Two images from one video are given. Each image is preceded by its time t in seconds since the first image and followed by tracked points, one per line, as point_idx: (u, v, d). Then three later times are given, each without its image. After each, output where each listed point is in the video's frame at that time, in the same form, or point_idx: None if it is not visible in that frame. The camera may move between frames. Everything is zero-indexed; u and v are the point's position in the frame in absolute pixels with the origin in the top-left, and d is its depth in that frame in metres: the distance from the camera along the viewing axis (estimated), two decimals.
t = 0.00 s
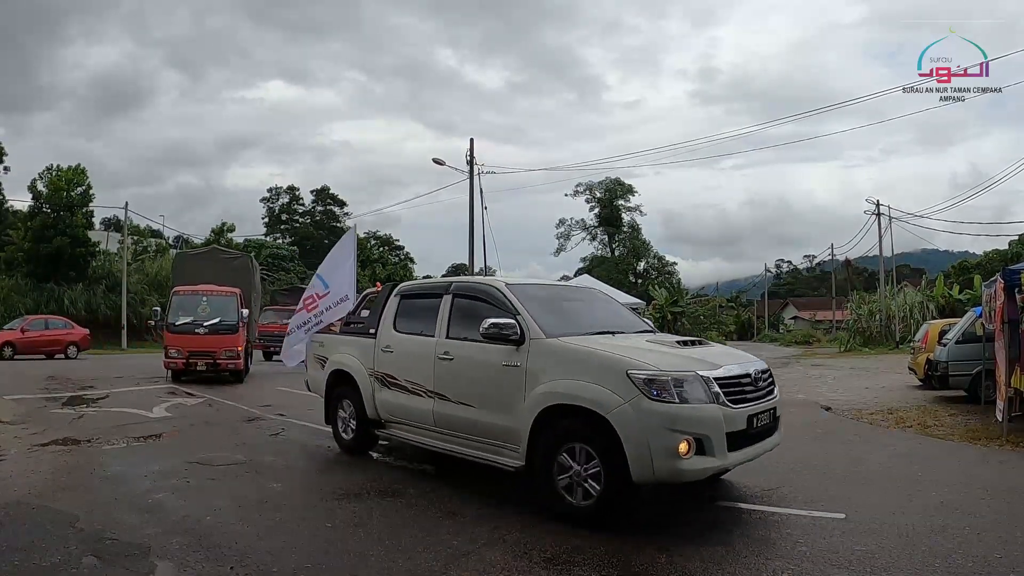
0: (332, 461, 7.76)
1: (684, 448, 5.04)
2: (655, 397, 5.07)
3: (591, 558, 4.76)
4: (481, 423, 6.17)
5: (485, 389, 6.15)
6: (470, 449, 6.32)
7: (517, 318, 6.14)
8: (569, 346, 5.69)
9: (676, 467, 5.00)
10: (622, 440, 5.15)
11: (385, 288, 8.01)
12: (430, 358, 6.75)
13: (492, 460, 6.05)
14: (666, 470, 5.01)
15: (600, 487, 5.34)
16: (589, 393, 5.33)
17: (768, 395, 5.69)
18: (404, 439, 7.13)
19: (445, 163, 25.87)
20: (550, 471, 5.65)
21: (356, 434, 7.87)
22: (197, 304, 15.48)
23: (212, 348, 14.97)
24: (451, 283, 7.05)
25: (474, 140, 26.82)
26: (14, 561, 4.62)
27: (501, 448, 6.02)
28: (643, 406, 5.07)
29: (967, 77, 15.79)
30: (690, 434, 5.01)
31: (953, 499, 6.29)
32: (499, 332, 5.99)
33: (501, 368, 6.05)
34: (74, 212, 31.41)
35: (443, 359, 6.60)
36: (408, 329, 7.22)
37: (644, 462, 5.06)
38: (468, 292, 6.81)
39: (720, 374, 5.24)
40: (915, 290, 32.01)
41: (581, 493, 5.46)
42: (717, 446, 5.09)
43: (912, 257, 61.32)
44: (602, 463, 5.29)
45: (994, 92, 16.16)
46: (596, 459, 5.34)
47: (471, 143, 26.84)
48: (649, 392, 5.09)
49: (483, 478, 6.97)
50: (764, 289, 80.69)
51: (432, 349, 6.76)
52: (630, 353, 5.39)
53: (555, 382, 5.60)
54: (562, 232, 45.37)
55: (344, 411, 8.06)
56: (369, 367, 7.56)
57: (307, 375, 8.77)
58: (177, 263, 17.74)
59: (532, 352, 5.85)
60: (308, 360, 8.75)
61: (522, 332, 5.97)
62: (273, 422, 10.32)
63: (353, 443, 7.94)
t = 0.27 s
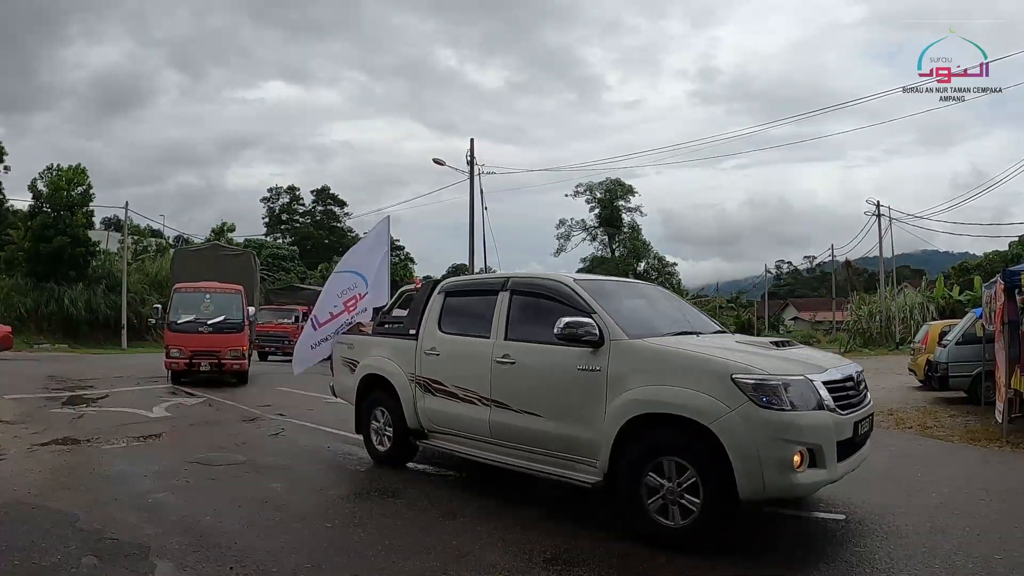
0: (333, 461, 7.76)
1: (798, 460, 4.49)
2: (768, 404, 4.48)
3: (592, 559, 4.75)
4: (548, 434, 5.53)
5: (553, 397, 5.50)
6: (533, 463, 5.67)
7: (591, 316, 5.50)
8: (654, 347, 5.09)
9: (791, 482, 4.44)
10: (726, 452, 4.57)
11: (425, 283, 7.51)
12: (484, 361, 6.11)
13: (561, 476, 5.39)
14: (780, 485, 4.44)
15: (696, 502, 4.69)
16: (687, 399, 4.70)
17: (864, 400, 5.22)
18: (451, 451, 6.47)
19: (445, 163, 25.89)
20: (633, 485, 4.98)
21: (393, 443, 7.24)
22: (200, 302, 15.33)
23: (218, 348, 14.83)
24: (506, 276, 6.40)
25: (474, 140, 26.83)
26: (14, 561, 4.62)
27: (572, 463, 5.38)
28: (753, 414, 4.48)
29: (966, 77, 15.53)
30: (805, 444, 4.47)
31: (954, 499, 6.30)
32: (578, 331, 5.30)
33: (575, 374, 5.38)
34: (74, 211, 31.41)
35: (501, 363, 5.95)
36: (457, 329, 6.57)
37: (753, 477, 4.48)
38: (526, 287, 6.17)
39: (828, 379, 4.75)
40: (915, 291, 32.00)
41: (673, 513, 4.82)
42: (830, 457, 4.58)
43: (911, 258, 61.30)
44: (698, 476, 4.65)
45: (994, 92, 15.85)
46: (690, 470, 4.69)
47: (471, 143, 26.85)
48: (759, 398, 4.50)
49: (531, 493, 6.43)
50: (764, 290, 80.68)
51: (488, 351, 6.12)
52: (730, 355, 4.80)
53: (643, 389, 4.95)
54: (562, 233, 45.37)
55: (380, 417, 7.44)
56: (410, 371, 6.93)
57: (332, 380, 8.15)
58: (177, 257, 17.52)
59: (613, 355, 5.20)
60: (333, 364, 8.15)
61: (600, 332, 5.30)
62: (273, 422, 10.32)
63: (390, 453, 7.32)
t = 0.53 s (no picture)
0: (333, 462, 7.76)
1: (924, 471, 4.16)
2: (893, 411, 4.12)
3: (591, 558, 4.76)
4: (630, 445, 5.07)
5: (636, 404, 5.04)
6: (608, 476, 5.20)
7: (681, 315, 5.03)
8: (760, 350, 4.64)
9: (920, 494, 4.10)
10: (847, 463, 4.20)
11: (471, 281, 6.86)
12: (551, 366, 5.63)
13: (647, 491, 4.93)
14: (909, 499, 4.09)
15: (809, 513, 4.32)
16: (799, 407, 4.30)
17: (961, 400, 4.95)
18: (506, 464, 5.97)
19: (445, 163, 25.88)
20: (734, 493, 4.58)
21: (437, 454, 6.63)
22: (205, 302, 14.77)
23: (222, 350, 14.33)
24: (571, 272, 5.89)
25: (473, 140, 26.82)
26: (14, 561, 4.62)
27: (659, 476, 4.93)
28: (878, 422, 4.11)
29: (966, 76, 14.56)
30: (932, 453, 4.14)
31: (954, 500, 6.29)
32: (670, 332, 4.86)
33: (663, 379, 4.93)
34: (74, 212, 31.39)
35: (571, 368, 5.48)
36: (514, 331, 6.06)
37: (878, 491, 4.12)
38: (595, 284, 5.67)
39: (944, 381, 4.43)
40: (915, 292, 31.97)
41: (784, 531, 4.41)
42: (951, 465, 4.27)
43: (912, 258, 61.25)
44: (812, 485, 4.28)
45: (995, 92, 14.82)
46: (794, 477, 4.36)
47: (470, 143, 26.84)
48: (883, 405, 4.13)
49: (591, 507, 6.01)
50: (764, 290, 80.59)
51: (554, 355, 5.64)
52: (843, 357, 4.42)
53: (747, 396, 4.53)
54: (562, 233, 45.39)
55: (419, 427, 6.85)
56: (458, 377, 6.40)
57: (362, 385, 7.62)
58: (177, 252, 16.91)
59: (707, 360, 4.76)
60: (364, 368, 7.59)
61: (694, 333, 4.86)
62: (273, 423, 10.32)
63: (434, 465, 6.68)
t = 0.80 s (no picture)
0: (334, 462, 7.75)
1: None
2: None
3: (591, 558, 4.75)
4: (729, 460, 4.58)
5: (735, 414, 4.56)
6: (702, 494, 4.70)
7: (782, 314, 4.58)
8: (884, 352, 4.19)
9: None
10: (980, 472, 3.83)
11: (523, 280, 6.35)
12: (629, 372, 5.10)
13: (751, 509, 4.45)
14: None
15: (935, 517, 3.97)
16: (924, 413, 3.90)
17: None
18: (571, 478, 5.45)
19: (444, 164, 25.87)
20: (851, 506, 4.19)
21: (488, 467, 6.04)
22: (210, 302, 14.22)
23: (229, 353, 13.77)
24: (644, 266, 5.33)
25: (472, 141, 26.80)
26: (13, 562, 4.61)
27: (765, 491, 4.46)
28: (1014, 428, 3.74)
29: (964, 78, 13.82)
30: None
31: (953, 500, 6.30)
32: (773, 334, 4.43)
33: (765, 385, 4.48)
34: (73, 212, 31.36)
35: (654, 372, 4.96)
36: (580, 333, 5.52)
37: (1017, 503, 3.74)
38: (674, 280, 5.13)
39: None
40: (914, 293, 31.96)
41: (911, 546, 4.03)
42: None
43: (911, 260, 61.26)
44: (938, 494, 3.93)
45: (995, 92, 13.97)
46: (909, 485, 4.03)
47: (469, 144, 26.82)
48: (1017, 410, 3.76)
49: (658, 522, 5.59)
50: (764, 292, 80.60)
51: (631, 359, 5.11)
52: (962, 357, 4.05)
53: (864, 403, 4.12)
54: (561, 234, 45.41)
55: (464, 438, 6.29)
56: (515, 384, 5.84)
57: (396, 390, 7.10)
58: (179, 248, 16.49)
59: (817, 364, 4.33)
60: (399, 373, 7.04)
61: (800, 334, 4.42)
62: (273, 423, 10.31)
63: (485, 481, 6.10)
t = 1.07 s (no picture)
0: (332, 464, 7.75)
1: None
2: None
3: (588, 561, 4.77)
4: (834, 473, 4.23)
5: (843, 424, 4.21)
6: (803, 511, 4.34)
7: (893, 313, 4.23)
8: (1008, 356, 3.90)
9: None
10: None
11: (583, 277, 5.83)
12: (717, 377, 4.68)
13: (859, 527, 4.12)
14: None
15: None
16: None
17: None
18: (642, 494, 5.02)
19: (445, 166, 25.81)
20: (972, 522, 3.91)
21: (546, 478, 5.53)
22: (214, 303, 13.79)
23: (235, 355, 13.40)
24: (730, 263, 4.89)
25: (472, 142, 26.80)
26: (13, 563, 4.60)
27: (876, 507, 4.13)
28: None
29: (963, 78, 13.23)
30: None
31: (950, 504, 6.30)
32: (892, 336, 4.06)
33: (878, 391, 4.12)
34: (72, 212, 31.33)
35: (747, 379, 4.55)
36: (656, 336, 5.06)
37: None
38: (766, 278, 4.70)
39: None
40: (914, 296, 31.96)
41: None
42: None
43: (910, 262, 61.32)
44: None
45: (995, 92, 13.33)
46: None
47: (470, 146, 26.81)
48: None
49: (726, 539, 5.25)
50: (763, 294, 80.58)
51: (717, 363, 4.70)
52: None
53: (990, 410, 3.82)
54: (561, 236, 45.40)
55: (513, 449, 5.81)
56: (579, 392, 5.33)
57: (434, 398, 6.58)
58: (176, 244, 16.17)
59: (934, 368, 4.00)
60: (437, 379, 6.50)
61: (916, 336, 4.08)
62: (273, 425, 10.30)
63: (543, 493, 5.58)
